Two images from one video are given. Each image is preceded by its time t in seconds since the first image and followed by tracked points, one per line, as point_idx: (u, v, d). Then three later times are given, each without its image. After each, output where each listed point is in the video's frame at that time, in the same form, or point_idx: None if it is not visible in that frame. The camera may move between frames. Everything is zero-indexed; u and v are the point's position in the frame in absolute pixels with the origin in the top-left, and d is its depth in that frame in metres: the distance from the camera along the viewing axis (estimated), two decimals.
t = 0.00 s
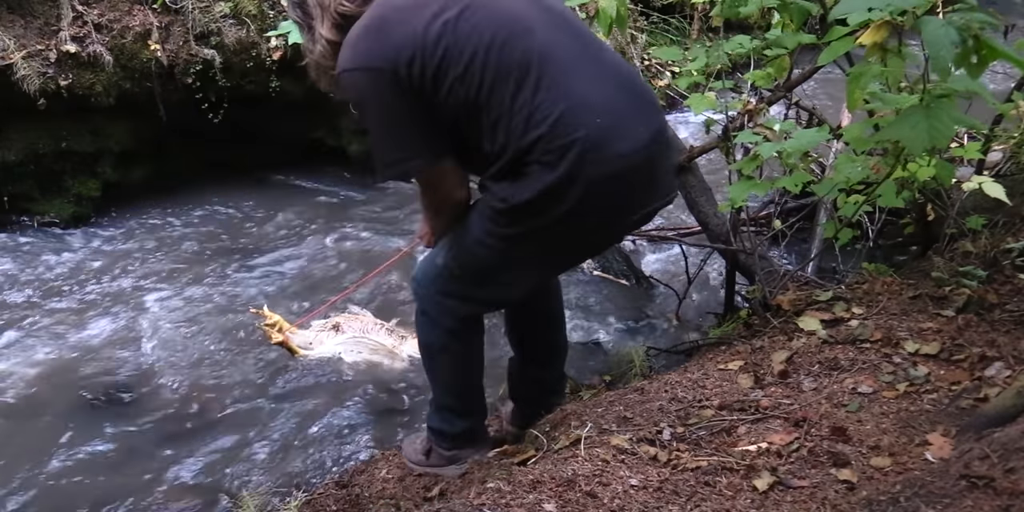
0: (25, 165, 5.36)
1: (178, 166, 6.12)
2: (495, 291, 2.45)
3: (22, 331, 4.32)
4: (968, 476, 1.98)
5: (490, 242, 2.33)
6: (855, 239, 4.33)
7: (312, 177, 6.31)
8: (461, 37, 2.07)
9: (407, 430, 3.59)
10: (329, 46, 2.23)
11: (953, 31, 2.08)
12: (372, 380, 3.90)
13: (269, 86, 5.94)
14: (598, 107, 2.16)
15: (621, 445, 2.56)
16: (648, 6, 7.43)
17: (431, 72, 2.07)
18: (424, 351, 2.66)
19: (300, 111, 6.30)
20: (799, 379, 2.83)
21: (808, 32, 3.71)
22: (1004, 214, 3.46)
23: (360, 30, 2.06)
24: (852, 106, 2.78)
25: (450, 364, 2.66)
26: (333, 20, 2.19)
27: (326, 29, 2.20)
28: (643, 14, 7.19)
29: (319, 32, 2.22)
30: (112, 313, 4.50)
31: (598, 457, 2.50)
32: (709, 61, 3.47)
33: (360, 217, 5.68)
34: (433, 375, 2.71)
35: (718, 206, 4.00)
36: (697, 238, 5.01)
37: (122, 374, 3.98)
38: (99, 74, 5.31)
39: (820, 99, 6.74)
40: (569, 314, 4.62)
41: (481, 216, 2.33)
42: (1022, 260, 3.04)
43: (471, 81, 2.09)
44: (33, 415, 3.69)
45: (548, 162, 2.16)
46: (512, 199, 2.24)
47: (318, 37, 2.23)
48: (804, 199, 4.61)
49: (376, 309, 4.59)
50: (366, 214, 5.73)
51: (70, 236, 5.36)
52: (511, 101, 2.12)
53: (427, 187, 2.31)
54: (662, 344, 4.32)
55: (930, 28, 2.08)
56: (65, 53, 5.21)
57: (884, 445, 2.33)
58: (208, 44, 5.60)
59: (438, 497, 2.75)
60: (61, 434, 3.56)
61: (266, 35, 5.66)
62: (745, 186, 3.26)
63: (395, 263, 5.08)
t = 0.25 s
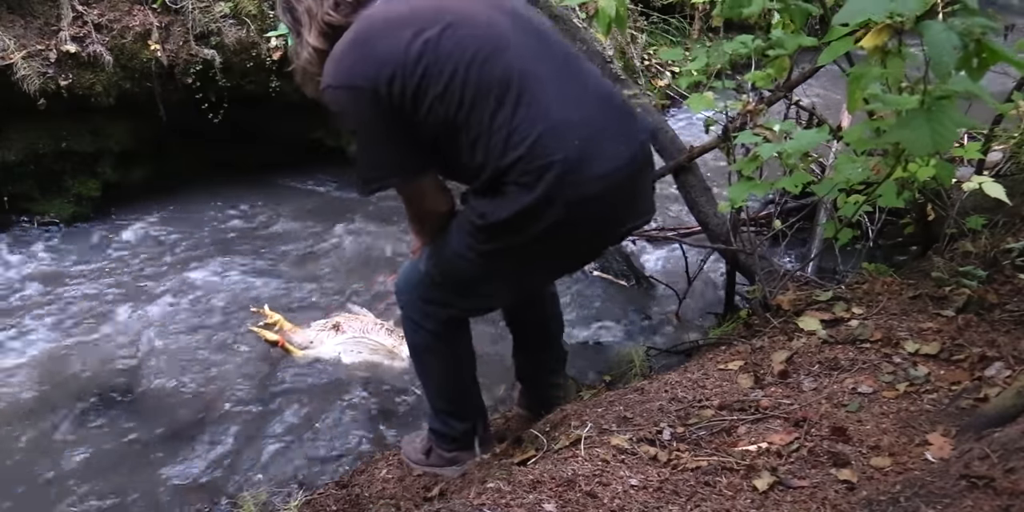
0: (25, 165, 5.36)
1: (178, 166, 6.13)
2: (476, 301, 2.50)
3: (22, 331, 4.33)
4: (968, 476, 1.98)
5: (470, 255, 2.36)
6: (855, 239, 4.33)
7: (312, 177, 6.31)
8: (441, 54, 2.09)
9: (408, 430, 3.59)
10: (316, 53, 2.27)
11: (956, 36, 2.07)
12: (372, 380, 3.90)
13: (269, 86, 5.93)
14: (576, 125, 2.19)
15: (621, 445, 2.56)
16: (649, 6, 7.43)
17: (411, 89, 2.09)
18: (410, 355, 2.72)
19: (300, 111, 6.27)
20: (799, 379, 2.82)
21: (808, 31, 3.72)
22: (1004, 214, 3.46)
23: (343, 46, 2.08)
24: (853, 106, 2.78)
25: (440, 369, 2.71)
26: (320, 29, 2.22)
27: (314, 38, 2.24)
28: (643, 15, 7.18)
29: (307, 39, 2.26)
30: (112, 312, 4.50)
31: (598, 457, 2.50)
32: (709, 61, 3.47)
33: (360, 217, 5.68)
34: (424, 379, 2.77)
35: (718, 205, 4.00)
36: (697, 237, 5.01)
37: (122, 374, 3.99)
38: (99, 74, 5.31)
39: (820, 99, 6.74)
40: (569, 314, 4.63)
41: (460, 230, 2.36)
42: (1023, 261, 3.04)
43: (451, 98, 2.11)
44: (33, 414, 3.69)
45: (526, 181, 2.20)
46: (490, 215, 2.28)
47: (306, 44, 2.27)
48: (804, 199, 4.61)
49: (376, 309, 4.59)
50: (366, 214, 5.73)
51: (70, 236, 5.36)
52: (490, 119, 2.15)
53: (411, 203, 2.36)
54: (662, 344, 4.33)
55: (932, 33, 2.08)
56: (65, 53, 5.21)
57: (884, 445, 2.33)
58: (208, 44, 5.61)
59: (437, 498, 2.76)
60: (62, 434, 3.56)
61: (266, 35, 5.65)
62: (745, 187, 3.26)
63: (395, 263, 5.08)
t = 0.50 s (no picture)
0: (25, 165, 5.36)
1: (177, 166, 6.16)
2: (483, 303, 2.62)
3: (21, 330, 4.33)
4: (967, 476, 1.98)
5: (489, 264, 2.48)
6: (855, 239, 4.33)
7: (312, 177, 6.31)
8: (465, 74, 2.22)
9: (408, 429, 3.59)
10: (332, 72, 2.35)
11: (947, 32, 2.07)
12: (372, 380, 3.90)
13: (269, 86, 5.93)
14: (593, 147, 2.33)
15: (621, 445, 2.56)
16: (648, 6, 7.43)
17: (430, 103, 2.21)
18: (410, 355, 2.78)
19: (301, 111, 6.26)
20: (799, 379, 2.83)
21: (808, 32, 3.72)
22: (1004, 214, 3.46)
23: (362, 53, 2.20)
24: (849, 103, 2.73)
25: (440, 368, 2.77)
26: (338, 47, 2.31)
27: (332, 57, 2.32)
28: (643, 15, 7.18)
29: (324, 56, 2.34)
30: (112, 312, 4.50)
31: (598, 457, 2.50)
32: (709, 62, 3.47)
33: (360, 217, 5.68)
34: (423, 378, 2.82)
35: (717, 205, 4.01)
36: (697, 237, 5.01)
37: (122, 373, 3.99)
38: (99, 74, 5.31)
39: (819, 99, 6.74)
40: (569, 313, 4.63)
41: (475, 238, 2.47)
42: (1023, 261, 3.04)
43: (471, 115, 2.24)
44: (33, 414, 3.69)
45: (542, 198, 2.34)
46: (505, 227, 2.41)
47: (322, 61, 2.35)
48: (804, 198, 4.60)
49: (376, 309, 4.59)
50: (366, 214, 5.73)
51: (70, 236, 5.36)
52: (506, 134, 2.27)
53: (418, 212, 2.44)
54: (662, 344, 4.33)
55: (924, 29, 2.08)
56: (65, 53, 5.21)
57: (884, 445, 2.33)
58: (208, 44, 5.60)
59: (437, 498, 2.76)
60: (61, 433, 3.56)
61: (266, 35, 5.65)
62: (741, 186, 3.25)
63: (395, 262, 5.08)
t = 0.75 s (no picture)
0: (25, 165, 5.36)
1: (178, 165, 6.12)
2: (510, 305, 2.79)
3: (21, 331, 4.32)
4: (968, 476, 1.98)
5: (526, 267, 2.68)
6: (855, 239, 4.32)
7: (312, 177, 6.31)
8: (508, 94, 2.46)
9: (407, 430, 3.59)
10: (371, 83, 2.54)
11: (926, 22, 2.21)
12: (371, 380, 3.90)
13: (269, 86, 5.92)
14: (618, 165, 2.59)
15: (621, 444, 2.56)
16: (648, 6, 7.43)
17: (474, 120, 2.44)
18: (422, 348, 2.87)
19: (301, 111, 6.24)
20: (799, 379, 2.83)
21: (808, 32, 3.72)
22: (1004, 214, 3.46)
23: (408, 67, 2.43)
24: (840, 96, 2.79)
25: (450, 360, 2.86)
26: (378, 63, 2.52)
27: (372, 69, 2.53)
28: (643, 15, 7.18)
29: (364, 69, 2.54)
30: (111, 312, 4.50)
31: (598, 457, 2.51)
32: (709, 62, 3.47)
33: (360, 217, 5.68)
34: (431, 371, 2.89)
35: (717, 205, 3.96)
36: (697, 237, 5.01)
37: (121, 374, 3.98)
38: (99, 74, 5.31)
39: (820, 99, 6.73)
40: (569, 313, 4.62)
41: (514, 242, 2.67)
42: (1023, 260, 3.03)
43: (511, 133, 2.49)
44: (32, 414, 3.69)
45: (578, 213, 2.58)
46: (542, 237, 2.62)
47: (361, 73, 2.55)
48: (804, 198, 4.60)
49: (375, 309, 4.59)
50: (366, 214, 5.73)
51: (69, 236, 5.36)
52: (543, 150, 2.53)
53: (455, 216, 2.65)
54: (662, 344, 4.33)
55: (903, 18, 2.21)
56: (65, 53, 5.21)
57: (884, 445, 2.33)
58: (208, 44, 5.60)
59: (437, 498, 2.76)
60: (60, 434, 3.56)
61: (266, 35, 5.65)
62: (737, 184, 3.27)
63: (395, 263, 5.08)
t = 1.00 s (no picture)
0: (25, 165, 5.37)
1: (178, 165, 6.12)
2: (519, 321, 2.89)
3: (20, 330, 4.33)
4: (967, 476, 1.98)
5: (549, 291, 2.77)
6: (856, 238, 4.31)
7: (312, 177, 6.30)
8: (550, 123, 2.57)
9: (407, 430, 3.59)
10: (421, 88, 2.62)
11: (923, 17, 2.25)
12: (371, 381, 3.90)
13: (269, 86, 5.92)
14: (647, 204, 2.70)
15: (621, 444, 2.56)
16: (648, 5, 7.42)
17: (511, 141, 2.53)
18: (422, 339, 2.92)
19: (301, 111, 6.23)
20: (799, 379, 2.83)
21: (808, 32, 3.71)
22: (1004, 214, 3.45)
23: (458, 81, 2.52)
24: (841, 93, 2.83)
25: (450, 353, 2.89)
26: (430, 67, 2.61)
27: (423, 75, 2.61)
28: (643, 15, 7.18)
29: (416, 73, 2.62)
30: (110, 312, 4.50)
31: (598, 457, 2.50)
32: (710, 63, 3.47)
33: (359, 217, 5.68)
34: (430, 364, 2.92)
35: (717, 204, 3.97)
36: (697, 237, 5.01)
37: (121, 374, 3.98)
38: (99, 74, 5.31)
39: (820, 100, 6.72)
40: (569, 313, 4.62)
41: (539, 266, 2.76)
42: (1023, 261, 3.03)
43: (549, 161, 2.58)
44: (31, 414, 3.69)
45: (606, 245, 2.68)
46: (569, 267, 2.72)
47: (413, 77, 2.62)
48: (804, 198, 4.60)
49: (375, 309, 4.59)
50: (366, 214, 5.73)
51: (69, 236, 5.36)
52: (585, 185, 2.63)
53: (482, 231, 2.72)
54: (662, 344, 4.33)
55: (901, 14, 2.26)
56: (65, 53, 5.21)
57: (884, 445, 2.33)
58: (208, 44, 5.60)
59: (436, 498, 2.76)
60: (60, 434, 3.56)
61: (266, 35, 5.65)
62: (738, 184, 3.27)
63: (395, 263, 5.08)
